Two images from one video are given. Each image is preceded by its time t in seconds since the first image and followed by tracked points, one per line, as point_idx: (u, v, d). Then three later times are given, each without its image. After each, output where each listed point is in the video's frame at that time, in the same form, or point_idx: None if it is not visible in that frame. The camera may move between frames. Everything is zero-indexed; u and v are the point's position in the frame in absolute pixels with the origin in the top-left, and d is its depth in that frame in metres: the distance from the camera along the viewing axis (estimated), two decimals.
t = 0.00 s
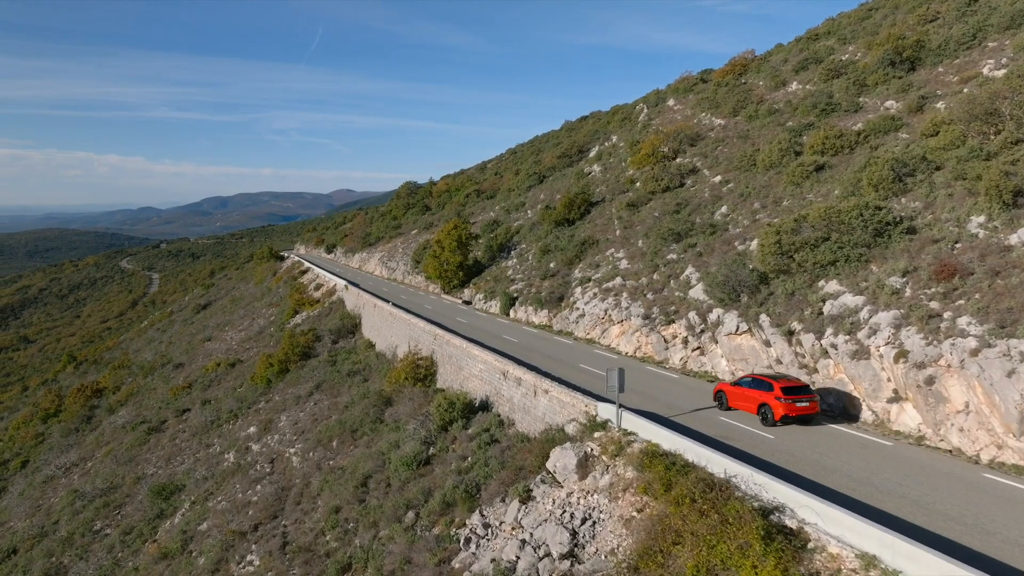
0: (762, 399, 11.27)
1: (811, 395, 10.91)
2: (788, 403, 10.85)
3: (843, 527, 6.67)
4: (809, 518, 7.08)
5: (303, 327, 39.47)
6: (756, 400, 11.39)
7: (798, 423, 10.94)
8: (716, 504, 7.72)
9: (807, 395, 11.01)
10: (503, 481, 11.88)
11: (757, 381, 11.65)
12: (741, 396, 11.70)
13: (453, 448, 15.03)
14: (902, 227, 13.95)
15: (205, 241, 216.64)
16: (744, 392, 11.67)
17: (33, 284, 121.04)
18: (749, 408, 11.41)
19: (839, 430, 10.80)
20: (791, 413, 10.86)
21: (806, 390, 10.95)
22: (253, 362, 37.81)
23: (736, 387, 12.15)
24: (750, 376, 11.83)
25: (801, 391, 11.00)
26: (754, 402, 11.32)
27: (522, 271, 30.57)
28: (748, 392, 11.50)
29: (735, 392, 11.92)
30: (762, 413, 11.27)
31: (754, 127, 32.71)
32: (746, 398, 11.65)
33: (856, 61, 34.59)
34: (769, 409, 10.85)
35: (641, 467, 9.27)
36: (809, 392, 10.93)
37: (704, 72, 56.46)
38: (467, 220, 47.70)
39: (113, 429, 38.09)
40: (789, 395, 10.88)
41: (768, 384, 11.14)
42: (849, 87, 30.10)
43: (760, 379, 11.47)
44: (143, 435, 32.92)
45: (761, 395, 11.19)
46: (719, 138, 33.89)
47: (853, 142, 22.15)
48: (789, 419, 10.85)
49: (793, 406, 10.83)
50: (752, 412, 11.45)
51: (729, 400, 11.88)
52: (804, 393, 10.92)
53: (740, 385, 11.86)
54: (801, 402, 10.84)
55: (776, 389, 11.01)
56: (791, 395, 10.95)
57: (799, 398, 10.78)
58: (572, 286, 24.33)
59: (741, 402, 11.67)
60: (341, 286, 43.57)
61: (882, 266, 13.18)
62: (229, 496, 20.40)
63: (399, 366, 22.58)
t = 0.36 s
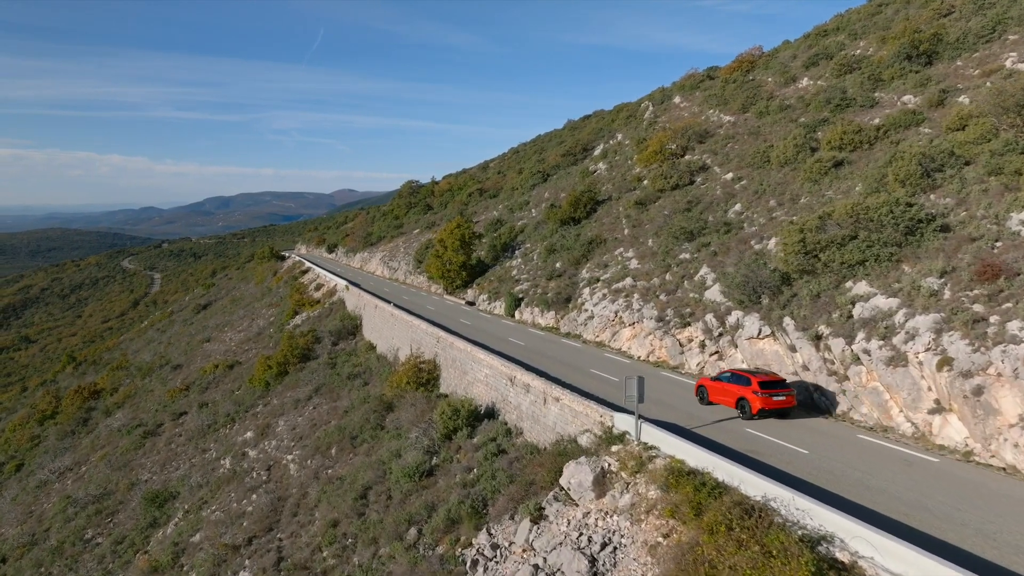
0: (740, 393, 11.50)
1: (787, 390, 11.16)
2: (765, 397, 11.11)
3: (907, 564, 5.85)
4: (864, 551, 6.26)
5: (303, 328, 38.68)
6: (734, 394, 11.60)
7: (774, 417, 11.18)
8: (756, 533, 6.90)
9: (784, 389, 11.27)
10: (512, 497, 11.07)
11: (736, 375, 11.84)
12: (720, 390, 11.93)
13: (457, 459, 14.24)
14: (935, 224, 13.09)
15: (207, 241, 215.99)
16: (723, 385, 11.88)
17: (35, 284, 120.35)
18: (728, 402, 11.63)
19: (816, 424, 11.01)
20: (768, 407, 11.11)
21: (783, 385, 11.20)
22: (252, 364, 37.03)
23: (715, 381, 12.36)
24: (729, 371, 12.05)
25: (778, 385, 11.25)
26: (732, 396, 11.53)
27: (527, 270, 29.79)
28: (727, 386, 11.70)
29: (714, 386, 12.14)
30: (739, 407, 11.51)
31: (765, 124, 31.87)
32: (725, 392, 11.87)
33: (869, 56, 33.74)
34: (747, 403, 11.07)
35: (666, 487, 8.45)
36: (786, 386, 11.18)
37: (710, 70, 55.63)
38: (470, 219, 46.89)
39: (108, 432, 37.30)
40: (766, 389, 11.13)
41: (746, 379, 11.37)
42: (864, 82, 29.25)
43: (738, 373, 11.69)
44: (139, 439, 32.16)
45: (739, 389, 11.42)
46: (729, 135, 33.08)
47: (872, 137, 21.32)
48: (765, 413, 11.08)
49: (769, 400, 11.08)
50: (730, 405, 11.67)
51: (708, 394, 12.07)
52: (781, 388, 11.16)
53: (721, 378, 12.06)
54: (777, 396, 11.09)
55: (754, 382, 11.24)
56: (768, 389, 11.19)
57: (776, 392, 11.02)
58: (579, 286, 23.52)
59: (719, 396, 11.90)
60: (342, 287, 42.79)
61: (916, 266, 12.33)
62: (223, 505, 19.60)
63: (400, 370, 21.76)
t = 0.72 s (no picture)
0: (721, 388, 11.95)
1: (766, 385, 11.60)
2: (744, 392, 11.56)
3: None
4: None
5: (302, 329, 37.83)
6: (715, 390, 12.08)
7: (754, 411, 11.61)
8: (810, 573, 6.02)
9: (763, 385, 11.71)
10: (523, 516, 10.21)
11: (718, 371, 12.32)
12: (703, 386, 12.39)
13: (462, 471, 13.41)
14: (974, 222, 12.21)
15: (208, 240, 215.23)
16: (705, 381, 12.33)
17: (36, 284, 119.55)
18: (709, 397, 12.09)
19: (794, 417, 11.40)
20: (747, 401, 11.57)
21: (761, 380, 11.64)
22: (250, 366, 36.19)
23: (698, 377, 12.85)
24: (712, 367, 12.54)
25: (757, 380, 11.71)
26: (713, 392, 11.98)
27: (532, 270, 28.95)
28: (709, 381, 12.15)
29: (697, 382, 12.62)
30: (721, 402, 11.98)
31: (777, 119, 30.99)
32: (708, 388, 12.34)
33: (883, 50, 32.85)
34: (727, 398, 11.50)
35: (697, 513, 7.59)
36: (765, 381, 11.61)
37: (716, 66, 54.72)
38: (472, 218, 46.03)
39: (102, 436, 36.47)
40: (745, 384, 11.58)
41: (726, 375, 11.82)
42: (880, 76, 28.36)
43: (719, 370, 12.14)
44: (133, 444, 31.32)
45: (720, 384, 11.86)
46: (738, 132, 32.22)
47: (894, 132, 20.44)
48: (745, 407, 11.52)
49: (748, 395, 11.53)
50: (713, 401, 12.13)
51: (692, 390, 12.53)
52: (760, 383, 11.61)
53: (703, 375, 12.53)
54: (756, 391, 11.54)
55: (733, 378, 11.69)
56: (748, 384, 11.64)
57: (754, 387, 11.48)
58: (587, 287, 22.68)
59: (702, 391, 12.37)
60: (342, 287, 41.97)
61: (956, 266, 11.45)
62: (216, 516, 18.75)
63: (401, 374, 20.91)
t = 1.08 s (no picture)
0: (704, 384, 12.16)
1: (746, 381, 11.80)
2: (725, 388, 11.80)
3: None
4: None
5: (301, 330, 36.93)
6: (697, 385, 12.35)
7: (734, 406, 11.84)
8: None
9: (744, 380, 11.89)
10: (535, 541, 9.31)
11: (700, 367, 12.59)
12: (685, 381, 12.60)
13: (467, 486, 12.51)
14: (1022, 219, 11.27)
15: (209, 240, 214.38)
16: (688, 376, 12.53)
17: (36, 284, 118.69)
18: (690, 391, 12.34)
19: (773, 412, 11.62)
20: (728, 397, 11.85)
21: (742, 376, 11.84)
22: (247, 368, 35.31)
23: (681, 373, 13.09)
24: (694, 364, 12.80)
25: (738, 376, 11.89)
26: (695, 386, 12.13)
27: (537, 270, 28.06)
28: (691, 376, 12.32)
29: (680, 378, 12.91)
30: (702, 398, 12.23)
31: (789, 115, 30.07)
32: (690, 384, 12.60)
33: (898, 44, 31.91)
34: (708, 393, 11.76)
35: (740, 548, 6.68)
36: (745, 377, 11.89)
37: (722, 63, 53.78)
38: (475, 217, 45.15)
39: (96, 440, 35.58)
40: (726, 380, 11.80)
41: (709, 371, 12.02)
42: (897, 69, 27.43)
43: (703, 366, 12.27)
44: (126, 448, 30.41)
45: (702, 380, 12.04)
46: (749, 128, 31.30)
47: (918, 125, 19.52)
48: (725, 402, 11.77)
49: (728, 390, 11.80)
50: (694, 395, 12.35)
51: (674, 384, 12.75)
52: (740, 378, 11.86)
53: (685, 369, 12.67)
54: (737, 386, 11.79)
55: (715, 374, 11.93)
56: (729, 380, 11.86)
57: (735, 383, 11.73)
58: (596, 287, 21.79)
59: (684, 386, 12.61)
60: (342, 288, 41.07)
61: (1005, 265, 10.51)
62: (208, 528, 17.86)
63: (402, 379, 20.00)
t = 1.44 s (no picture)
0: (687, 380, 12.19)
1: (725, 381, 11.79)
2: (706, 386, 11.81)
3: None
4: None
5: (299, 332, 36.01)
6: (681, 381, 12.44)
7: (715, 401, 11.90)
8: None
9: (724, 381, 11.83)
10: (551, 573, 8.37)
11: (684, 363, 12.63)
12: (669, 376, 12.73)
13: (473, 505, 11.57)
14: None
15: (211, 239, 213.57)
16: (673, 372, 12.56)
17: (37, 284, 117.77)
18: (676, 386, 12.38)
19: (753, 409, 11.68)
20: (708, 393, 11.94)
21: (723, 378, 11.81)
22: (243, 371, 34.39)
23: (665, 370, 13.11)
24: (679, 360, 12.82)
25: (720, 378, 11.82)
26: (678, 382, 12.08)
27: (543, 270, 27.16)
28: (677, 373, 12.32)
29: (664, 374, 12.94)
30: (685, 394, 12.26)
31: (803, 110, 29.11)
32: (674, 380, 12.64)
33: (915, 37, 30.94)
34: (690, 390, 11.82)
35: None
36: (728, 373, 11.94)
37: (729, 59, 52.81)
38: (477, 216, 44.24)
39: (89, 445, 34.65)
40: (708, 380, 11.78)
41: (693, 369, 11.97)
42: (917, 62, 26.45)
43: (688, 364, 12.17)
44: (118, 455, 29.49)
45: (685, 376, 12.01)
46: (761, 124, 30.35)
47: (946, 118, 18.56)
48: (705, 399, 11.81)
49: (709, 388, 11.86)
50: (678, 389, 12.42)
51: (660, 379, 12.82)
52: (723, 375, 11.92)
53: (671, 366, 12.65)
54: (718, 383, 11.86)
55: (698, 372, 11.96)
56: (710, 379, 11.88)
57: (717, 380, 11.78)
58: (606, 289, 20.85)
59: (667, 382, 12.64)
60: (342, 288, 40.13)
61: None
62: (198, 543, 16.94)
63: (403, 384, 19.05)
